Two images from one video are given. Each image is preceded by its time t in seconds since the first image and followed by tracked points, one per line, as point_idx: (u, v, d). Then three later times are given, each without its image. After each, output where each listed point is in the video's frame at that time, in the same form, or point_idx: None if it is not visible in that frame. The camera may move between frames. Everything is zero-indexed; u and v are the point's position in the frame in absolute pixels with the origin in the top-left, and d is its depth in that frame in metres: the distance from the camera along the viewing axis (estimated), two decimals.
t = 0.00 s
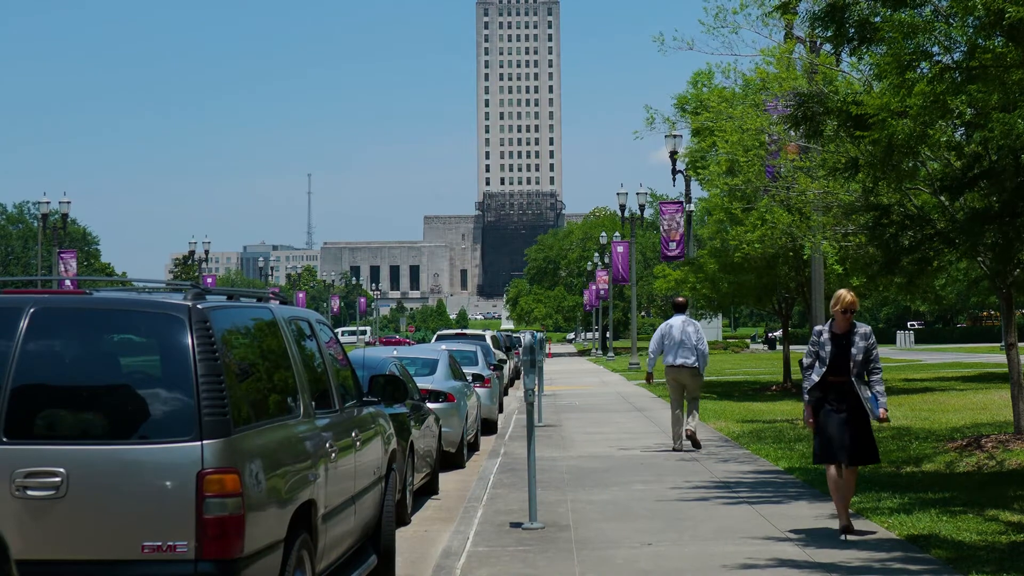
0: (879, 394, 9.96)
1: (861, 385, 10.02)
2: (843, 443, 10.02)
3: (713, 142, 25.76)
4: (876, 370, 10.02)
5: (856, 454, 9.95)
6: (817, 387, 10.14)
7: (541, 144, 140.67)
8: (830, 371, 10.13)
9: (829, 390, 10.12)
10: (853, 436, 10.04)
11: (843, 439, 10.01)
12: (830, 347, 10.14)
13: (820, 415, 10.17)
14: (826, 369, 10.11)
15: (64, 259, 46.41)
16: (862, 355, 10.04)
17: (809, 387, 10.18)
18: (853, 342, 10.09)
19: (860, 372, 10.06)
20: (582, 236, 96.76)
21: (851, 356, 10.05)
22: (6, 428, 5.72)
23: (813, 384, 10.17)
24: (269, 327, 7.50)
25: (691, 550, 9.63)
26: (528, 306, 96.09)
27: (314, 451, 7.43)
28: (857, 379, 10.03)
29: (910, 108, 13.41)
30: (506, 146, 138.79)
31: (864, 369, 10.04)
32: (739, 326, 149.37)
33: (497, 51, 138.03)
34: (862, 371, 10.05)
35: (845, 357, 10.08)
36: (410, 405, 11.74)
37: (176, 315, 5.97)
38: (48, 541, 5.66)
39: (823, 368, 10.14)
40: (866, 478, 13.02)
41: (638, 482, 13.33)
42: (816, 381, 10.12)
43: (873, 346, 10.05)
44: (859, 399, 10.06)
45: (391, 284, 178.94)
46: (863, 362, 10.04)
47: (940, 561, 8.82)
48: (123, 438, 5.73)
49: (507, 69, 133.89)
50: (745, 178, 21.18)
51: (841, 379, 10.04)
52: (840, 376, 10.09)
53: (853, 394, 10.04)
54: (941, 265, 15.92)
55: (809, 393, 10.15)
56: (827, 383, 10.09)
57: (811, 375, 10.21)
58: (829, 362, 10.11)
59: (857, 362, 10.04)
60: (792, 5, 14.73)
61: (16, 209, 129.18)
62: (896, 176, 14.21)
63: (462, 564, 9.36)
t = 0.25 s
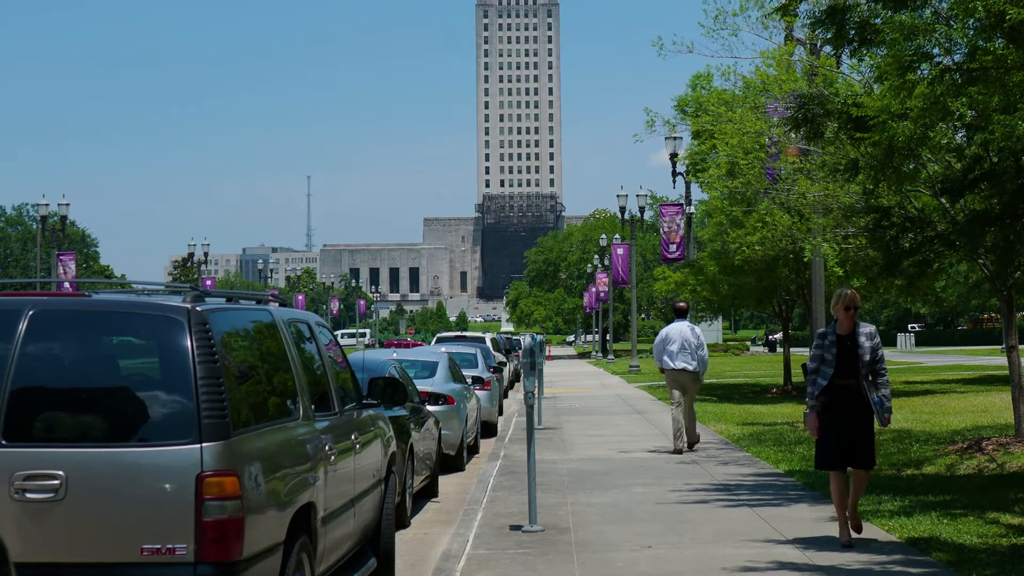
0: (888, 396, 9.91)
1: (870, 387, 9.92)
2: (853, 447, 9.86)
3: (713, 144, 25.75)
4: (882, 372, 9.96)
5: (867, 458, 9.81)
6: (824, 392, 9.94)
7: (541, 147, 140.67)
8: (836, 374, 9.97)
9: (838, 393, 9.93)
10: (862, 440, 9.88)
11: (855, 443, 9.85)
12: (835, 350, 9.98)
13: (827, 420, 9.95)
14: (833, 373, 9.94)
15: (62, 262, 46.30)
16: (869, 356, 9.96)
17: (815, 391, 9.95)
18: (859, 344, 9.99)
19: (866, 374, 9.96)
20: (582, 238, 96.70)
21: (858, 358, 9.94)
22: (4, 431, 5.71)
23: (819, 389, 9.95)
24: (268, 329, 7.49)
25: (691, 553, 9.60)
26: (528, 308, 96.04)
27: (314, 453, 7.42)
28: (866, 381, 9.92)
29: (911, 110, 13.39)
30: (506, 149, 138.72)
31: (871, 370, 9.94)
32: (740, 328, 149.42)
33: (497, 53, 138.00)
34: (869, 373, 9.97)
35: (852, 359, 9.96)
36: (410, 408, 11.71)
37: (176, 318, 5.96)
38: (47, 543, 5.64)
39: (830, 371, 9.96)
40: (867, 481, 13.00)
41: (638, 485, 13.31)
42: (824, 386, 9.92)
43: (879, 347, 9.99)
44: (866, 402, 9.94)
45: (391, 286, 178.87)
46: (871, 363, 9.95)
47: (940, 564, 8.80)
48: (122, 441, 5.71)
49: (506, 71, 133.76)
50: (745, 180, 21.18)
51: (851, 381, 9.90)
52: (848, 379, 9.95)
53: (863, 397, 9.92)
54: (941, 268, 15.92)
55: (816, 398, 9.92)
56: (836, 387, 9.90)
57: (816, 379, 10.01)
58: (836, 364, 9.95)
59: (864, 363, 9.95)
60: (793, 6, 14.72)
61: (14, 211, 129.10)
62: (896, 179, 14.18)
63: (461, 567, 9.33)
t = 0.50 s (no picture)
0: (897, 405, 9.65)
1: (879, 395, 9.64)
2: (862, 455, 9.62)
3: (713, 148, 25.70)
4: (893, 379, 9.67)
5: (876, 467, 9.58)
6: (832, 398, 9.67)
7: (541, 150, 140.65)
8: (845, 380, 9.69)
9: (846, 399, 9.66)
10: (871, 448, 9.64)
11: (863, 452, 9.61)
12: (845, 355, 9.68)
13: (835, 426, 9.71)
14: (842, 379, 9.66)
15: (60, 266, 46.19)
16: (880, 363, 9.66)
17: (824, 396, 9.69)
18: (869, 349, 9.68)
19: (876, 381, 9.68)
20: (582, 242, 96.64)
21: (868, 365, 9.64)
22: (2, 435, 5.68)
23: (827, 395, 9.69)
24: (266, 333, 7.45)
25: (691, 558, 9.56)
26: (528, 312, 95.98)
27: (313, 458, 7.39)
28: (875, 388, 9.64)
29: (912, 115, 13.37)
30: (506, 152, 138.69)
31: (882, 377, 9.66)
32: (741, 332, 149.31)
33: (497, 56, 137.99)
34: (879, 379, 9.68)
35: (863, 365, 9.65)
36: (409, 412, 11.68)
37: (174, 322, 5.92)
38: (46, 547, 5.62)
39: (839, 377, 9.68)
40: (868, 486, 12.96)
41: (638, 490, 13.28)
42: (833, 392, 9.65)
43: (890, 353, 9.69)
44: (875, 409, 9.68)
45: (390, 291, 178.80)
46: (881, 370, 9.65)
47: (942, 569, 8.76)
48: (120, 446, 5.68)
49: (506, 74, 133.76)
50: (746, 184, 21.15)
51: (859, 389, 9.62)
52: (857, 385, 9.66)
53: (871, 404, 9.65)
54: (942, 272, 15.90)
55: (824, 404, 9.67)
56: (844, 394, 9.63)
57: (825, 384, 9.73)
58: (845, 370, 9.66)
59: (874, 369, 9.65)
60: (794, 10, 14.71)
61: (12, 215, 129.10)
62: (897, 183, 14.15)
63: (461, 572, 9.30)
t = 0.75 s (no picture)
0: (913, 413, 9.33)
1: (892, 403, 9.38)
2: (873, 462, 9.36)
3: (714, 153, 25.68)
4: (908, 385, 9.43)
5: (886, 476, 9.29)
6: (844, 403, 9.49)
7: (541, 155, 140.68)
8: (858, 386, 9.49)
9: (858, 405, 9.44)
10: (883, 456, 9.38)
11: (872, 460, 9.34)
12: (858, 359, 9.49)
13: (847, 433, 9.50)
14: (854, 384, 9.47)
15: (58, 271, 46.18)
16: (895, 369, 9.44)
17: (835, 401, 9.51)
18: (884, 354, 9.48)
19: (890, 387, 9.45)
20: (582, 247, 96.65)
21: (881, 371, 9.43)
22: None
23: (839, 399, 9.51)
24: (265, 339, 7.41)
25: (692, 565, 9.53)
26: (528, 318, 95.99)
27: (311, 467, 7.34)
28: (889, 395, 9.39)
29: (913, 120, 13.36)
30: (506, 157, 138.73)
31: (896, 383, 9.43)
32: (742, 337, 149.18)
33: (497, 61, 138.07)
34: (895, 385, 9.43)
35: (876, 371, 9.45)
36: (408, 418, 11.65)
37: (172, 327, 5.89)
38: (40, 556, 5.58)
39: (852, 381, 9.48)
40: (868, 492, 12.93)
41: (639, 496, 13.25)
42: (844, 396, 9.47)
43: (906, 360, 9.46)
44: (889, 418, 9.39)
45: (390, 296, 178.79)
46: (896, 377, 9.42)
47: None
48: (118, 453, 5.65)
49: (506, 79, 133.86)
50: (747, 189, 21.15)
51: (871, 394, 9.40)
52: (869, 391, 9.44)
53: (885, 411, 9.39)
54: (944, 277, 15.88)
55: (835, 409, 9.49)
56: (856, 399, 9.43)
57: (837, 389, 9.56)
58: (858, 375, 9.45)
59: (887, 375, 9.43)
60: (794, 15, 14.71)
61: (11, 219, 129.23)
62: (899, 189, 14.11)
63: None
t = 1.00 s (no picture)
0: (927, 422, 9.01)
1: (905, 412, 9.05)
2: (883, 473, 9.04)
3: (714, 159, 25.64)
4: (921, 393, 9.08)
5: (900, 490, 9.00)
6: (855, 414, 9.13)
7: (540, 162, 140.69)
8: (868, 395, 9.13)
9: (869, 415, 9.10)
10: (893, 468, 9.05)
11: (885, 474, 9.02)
12: (868, 367, 9.13)
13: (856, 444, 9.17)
14: (864, 393, 9.11)
15: (55, 277, 46.12)
16: (906, 377, 9.09)
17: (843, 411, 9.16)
18: (896, 361, 9.11)
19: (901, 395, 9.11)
20: (582, 253, 96.58)
21: (892, 379, 9.08)
22: None
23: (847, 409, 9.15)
24: (263, 346, 7.35)
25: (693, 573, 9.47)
26: (527, 325, 95.94)
27: (309, 474, 7.29)
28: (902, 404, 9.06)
29: (914, 126, 13.31)
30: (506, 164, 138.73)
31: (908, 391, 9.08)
32: (743, 344, 149.06)
33: (496, 67, 138.14)
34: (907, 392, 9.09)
35: (888, 379, 9.09)
36: (407, 425, 11.60)
37: (170, 334, 5.85)
38: (36, 564, 5.53)
39: (862, 391, 9.12)
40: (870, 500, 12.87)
41: (640, 504, 13.19)
42: (854, 406, 9.11)
43: (919, 367, 9.10)
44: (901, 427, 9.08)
45: (389, 303, 178.73)
46: (908, 385, 9.08)
47: None
48: (115, 461, 5.60)
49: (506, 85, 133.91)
50: (747, 195, 21.10)
51: (882, 404, 9.06)
52: (880, 400, 9.10)
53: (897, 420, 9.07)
54: (946, 284, 15.82)
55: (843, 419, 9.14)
56: (867, 409, 9.08)
57: (846, 398, 9.18)
58: (868, 384, 9.10)
59: (898, 382, 9.08)
60: (795, 19, 14.69)
61: (8, 226, 129.23)
62: (901, 196, 14.06)
63: None
